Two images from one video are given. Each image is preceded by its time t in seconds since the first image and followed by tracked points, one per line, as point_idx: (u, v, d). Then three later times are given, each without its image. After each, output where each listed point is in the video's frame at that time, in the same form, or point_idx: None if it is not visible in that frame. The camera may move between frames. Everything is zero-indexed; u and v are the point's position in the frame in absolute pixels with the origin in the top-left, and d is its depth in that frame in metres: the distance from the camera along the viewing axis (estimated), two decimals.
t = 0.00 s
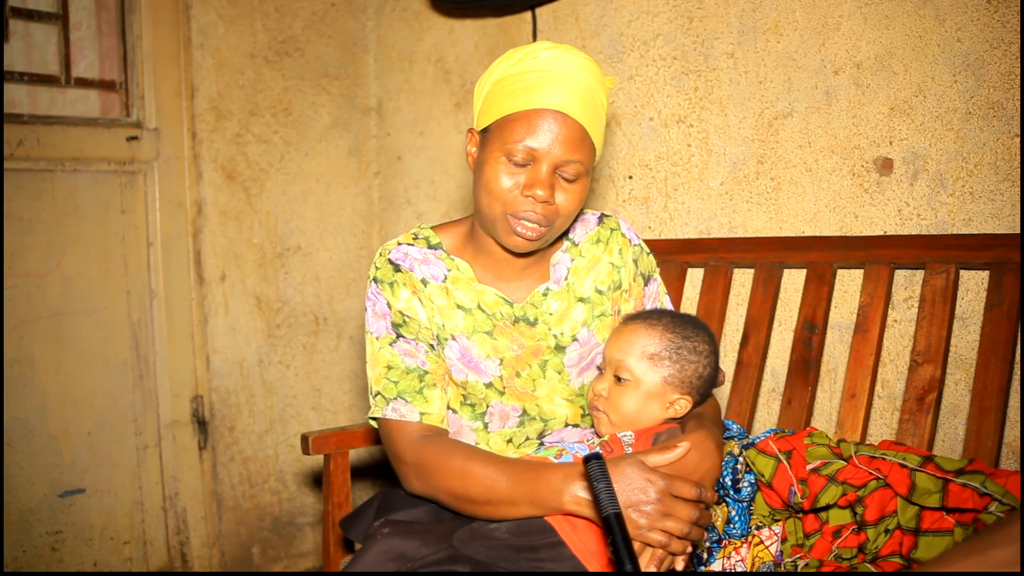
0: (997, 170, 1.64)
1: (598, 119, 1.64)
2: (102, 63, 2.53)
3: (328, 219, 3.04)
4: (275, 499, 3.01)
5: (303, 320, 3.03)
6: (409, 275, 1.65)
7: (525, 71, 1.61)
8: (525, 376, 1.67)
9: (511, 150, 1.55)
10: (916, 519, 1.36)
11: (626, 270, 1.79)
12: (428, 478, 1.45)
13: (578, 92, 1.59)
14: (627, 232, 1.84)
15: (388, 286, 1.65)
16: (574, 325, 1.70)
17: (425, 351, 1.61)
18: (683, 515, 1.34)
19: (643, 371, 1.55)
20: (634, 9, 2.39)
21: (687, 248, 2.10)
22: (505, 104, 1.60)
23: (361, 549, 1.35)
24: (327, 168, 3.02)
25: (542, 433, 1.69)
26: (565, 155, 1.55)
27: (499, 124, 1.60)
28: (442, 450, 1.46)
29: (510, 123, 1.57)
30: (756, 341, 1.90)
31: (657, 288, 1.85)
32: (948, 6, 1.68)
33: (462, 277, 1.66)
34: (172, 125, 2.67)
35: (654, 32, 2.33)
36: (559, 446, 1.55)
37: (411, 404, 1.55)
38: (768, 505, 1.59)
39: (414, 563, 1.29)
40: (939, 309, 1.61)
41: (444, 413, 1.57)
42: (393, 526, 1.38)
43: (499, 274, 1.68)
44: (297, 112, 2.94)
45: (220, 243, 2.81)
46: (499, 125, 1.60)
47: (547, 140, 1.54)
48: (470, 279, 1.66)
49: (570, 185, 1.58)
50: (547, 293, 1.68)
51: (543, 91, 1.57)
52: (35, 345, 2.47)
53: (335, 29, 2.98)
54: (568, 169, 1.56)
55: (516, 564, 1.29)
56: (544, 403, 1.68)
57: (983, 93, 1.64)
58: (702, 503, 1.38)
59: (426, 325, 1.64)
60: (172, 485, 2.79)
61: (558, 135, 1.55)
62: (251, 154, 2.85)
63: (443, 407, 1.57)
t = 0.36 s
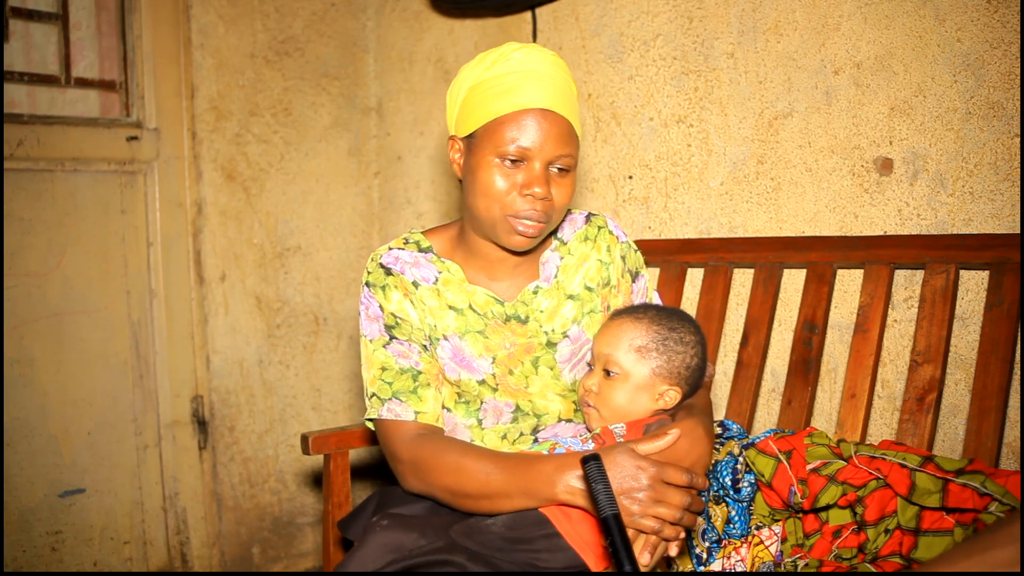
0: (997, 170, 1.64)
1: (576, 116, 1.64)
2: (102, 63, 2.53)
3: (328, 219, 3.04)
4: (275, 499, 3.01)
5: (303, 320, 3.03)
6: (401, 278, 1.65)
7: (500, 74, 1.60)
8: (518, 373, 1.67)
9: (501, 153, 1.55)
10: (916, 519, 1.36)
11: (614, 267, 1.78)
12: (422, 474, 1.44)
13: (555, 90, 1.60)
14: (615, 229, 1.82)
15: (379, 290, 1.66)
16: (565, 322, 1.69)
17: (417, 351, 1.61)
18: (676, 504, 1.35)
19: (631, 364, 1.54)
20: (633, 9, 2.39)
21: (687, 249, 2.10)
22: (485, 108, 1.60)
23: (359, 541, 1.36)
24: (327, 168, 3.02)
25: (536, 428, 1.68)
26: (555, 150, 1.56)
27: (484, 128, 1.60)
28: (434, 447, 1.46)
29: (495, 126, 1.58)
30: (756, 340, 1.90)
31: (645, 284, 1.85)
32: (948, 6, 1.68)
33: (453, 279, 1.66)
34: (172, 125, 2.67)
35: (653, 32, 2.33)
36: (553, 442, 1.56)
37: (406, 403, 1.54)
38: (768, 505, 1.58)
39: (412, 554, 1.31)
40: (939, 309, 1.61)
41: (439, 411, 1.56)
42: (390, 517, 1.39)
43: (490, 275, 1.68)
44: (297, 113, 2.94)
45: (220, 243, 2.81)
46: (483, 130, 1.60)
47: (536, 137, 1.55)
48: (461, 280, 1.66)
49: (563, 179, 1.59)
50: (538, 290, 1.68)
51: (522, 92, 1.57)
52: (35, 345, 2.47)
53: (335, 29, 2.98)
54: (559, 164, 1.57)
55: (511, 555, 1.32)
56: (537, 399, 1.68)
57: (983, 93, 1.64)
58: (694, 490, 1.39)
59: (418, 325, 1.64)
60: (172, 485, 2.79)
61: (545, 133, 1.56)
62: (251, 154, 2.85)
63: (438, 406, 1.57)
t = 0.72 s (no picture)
0: (997, 170, 1.64)
1: (575, 120, 1.64)
2: (102, 63, 2.53)
3: (328, 219, 3.04)
4: (275, 499, 3.01)
5: (303, 320, 3.03)
6: (402, 275, 1.65)
7: (500, 75, 1.61)
8: (515, 372, 1.67)
9: (487, 151, 1.56)
10: (916, 519, 1.36)
11: (616, 269, 1.75)
12: (413, 468, 1.46)
13: (554, 93, 1.60)
14: (618, 231, 1.80)
15: (381, 286, 1.66)
16: (564, 322, 1.69)
17: (416, 348, 1.63)
18: (661, 505, 1.34)
19: (627, 364, 1.54)
20: (633, 9, 2.39)
21: (687, 249, 2.10)
22: (481, 107, 1.61)
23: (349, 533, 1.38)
24: (327, 168, 3.02)
25: (532, 426, 1.68)
26: (542, 151, 1.56)
27: (477, 126, 1.61)
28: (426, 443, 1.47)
29: (487, 124, 1.58)
30: (755, 341, 1.90)
31: (648, 287, 1.80)
32: (948, 7, 1.68)
33: (455, 277, 1.66)
34: (172, 125, 2.67)
35: (653, 32, 2.33)
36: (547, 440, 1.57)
37: (402, 399, 1.56)
38: (768, 505, 1.59)
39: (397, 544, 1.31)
40: (939, 308, 1.61)
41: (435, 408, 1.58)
42: (381, 510, 1.40)
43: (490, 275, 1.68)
44: (297, 112, 2.94)
45: (220, 243, 2.81)
46: (477, 127, 1.61)
47: (523, 137, 1.55)
48: (462, 278, 1.66)
49: (550, 179, 1.58)
50: (538, 290, 1.68)
51: (520, 94, 1.57)
52: (35, 345, 2.47)
53: (335, 29, 2.98)
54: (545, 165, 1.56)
55: (494, 551, 1.30)
56: (534, 398, 1.68)
57: (983, 93, 1.64)
58: (678, 492, 1.38)
59: (418, 322, 1.65)
60: (172, 485, 2.79)
61: (533, 133, 1.55)
62: (251, 154, 2.85)
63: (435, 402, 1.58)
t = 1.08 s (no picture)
0: (997, 170, 1.64)
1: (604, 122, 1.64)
2: (102, 63, 2.53)
3: (328, 219, 3.04)
4: (275, 499, 3.01)
5: (303, 320, 3.03)
6: (420, 269, 1.66)
7: (529, 73, 1.61)
8: (532, 372, 1.67)
9: (516, 149, 1.56)
10: (916, 519, 1.36)
11: (635, 274, 1.79)
12: (431, 466, 1.44)
13: (584, 94, 1.59)
14: (638, 236, 1.84)
15: (399, 279, 1.65)
16: (582, 324, 1.70)
17: (433, 344, 1.60)
18: (684, 515, 1.35)
19: (650, 370, 1.54)
20: (634, 9, 2.39)
21: (687, 249, 2.10)
22: (510, 105, 1.60)
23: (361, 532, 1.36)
24: (327, 168, 3.02)
25: (547, 429, 1.67)
26: (570, 152, 1.56)
27: (505, 124, 1.61)
28: (444, 442, 1.45)
29: (515, 122, 1.58)
30: (755, 341, 1.90)
31: (667, 292, 1.82)
32: (948, 7, 1.68)
33: (473, 274, 1.67)
34: (172, 125, 2.67)
35: (654, 32, 2.33)
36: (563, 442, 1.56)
37: (419, 395, 1.53)
38: (768, 505, 1.59)
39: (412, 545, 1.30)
40: (939, 309, 1.61)
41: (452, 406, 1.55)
42: (393, 509, 1.39)
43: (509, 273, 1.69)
44: (297, 112, 2.94)
45: (220, 243, 2.81)
46: (505, 125, 1.61)
47: (552, 137, 1.55)
48: (480, 275, 1.67)
49: (578, 180, 1.59)
50: (557, 291, 1.70)
51: (549, 92, 1.57)
52: (35, 346, 2.47)
53: (335, 29, 2.98)
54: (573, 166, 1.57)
55: (511, 552, 1.30)
56: (550, 400, 1.68)
57: (983, 93, 1.64)
58: (701, 504, 1.39)
59: (436, 318, 1.64)
60: (172, 485, 2.78)
61: (561, 133, 1.55)
62: (251, 155, 2.85)
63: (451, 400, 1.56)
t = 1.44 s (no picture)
0: (997, 170, 1.64)
1: (596, 124, 1.60)
2: (102, 63, 2.53)
3: (328, 219, 3.04)
4: (275, 499, 3.01)
5: (303, 320, 3.03)
6: (438, 264, 1.65)
7: (516, 78, 1.61)
8: (548, 369, 1.68)
9: (496, 164, 1.55)
10: (916, 519, 1.37)
11: (649, 273, 1.79)
12: (460, 461, 1.41)
13: (568, 98, 1.57)
14: (651, 236, 1.84)
15: (417, 272, 1.64)
16: (597, 322, 1.70)
17: (455, 336, 1.59)
18: (721, 533, 1.35)
19: (692, 376, 1.56)
20: (634, 9, 2.39)
21: (688, 248, 2.11)
22: (494, 112, 1.60)
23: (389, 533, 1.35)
24: (327, 168, 3.02)
25: (563, 427, 1.69)
26: (550, 164, 1.53)
27: (491, 133, 1.60)
28: (475, 438, 1.42)
29: (496, 135, 1.57)
30: (756, 341, 1.90)
31: (679, 293, 1.84)
32: (948, 6, 1.68)
33: (488, 271, 1.67)
34: (172, 125, 2.67)
35: (654, 32, 2.33)
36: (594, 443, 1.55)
37: (444, 386, 1.52)
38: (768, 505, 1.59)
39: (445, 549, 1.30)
40: (940, 309, 1.61)
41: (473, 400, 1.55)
42: (421, 510, 1.38)
43: (526, 270, 1.69)
44: (297, 112, 2.94)
45: (220, 243, 2.81)
46: (490, 135, 1.60)
47: (530, 150, 1.53)
48: (496, 272, 1.67)
49: (564, 188, 1.56)
50: (572, 290, 1.70)
51: (529, 99, 1.55)
52: (35, 346, 2.47)
53: (335, 29, 2.98)
54: (555, 177, 1.54)
55: (546, 555, 1.30)
56: (566, 397, 1.69)
57: (983, 93, 1.64)
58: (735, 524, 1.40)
59: (455, 312, 1.63)
60: (172, 485, 2.78)
61: (541, 144, 1.53)
62: (251, 154, 2.85)
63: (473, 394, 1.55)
